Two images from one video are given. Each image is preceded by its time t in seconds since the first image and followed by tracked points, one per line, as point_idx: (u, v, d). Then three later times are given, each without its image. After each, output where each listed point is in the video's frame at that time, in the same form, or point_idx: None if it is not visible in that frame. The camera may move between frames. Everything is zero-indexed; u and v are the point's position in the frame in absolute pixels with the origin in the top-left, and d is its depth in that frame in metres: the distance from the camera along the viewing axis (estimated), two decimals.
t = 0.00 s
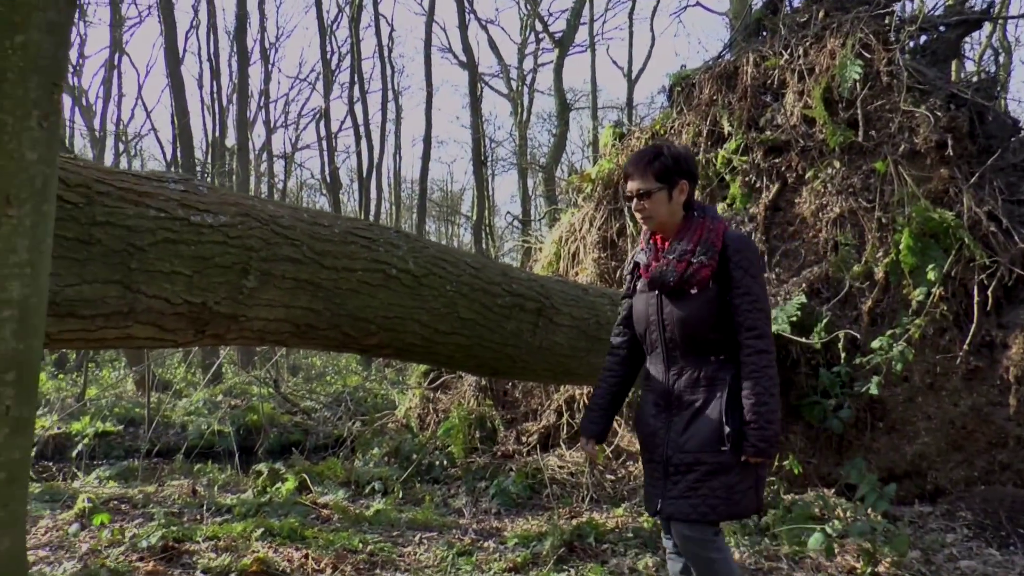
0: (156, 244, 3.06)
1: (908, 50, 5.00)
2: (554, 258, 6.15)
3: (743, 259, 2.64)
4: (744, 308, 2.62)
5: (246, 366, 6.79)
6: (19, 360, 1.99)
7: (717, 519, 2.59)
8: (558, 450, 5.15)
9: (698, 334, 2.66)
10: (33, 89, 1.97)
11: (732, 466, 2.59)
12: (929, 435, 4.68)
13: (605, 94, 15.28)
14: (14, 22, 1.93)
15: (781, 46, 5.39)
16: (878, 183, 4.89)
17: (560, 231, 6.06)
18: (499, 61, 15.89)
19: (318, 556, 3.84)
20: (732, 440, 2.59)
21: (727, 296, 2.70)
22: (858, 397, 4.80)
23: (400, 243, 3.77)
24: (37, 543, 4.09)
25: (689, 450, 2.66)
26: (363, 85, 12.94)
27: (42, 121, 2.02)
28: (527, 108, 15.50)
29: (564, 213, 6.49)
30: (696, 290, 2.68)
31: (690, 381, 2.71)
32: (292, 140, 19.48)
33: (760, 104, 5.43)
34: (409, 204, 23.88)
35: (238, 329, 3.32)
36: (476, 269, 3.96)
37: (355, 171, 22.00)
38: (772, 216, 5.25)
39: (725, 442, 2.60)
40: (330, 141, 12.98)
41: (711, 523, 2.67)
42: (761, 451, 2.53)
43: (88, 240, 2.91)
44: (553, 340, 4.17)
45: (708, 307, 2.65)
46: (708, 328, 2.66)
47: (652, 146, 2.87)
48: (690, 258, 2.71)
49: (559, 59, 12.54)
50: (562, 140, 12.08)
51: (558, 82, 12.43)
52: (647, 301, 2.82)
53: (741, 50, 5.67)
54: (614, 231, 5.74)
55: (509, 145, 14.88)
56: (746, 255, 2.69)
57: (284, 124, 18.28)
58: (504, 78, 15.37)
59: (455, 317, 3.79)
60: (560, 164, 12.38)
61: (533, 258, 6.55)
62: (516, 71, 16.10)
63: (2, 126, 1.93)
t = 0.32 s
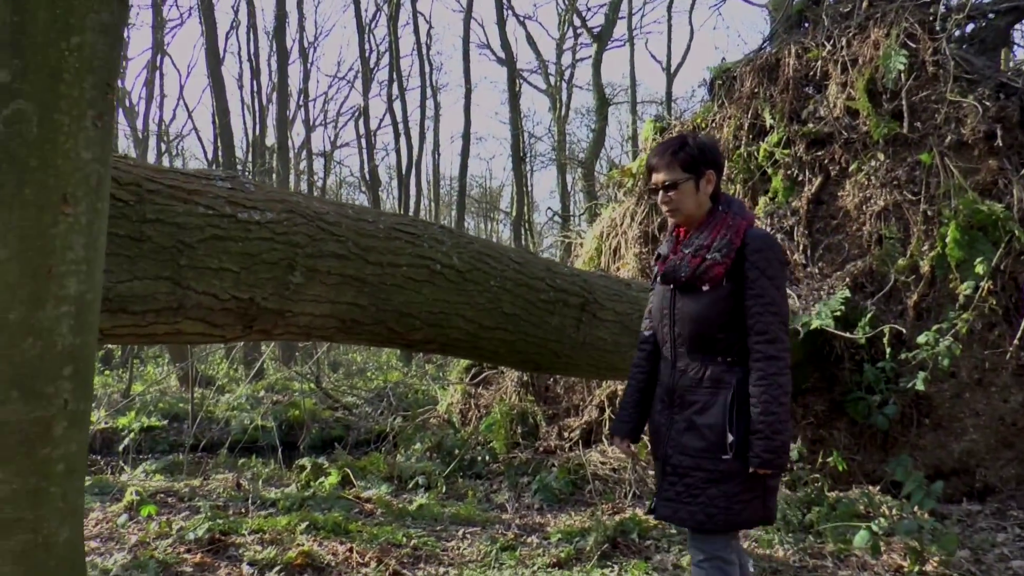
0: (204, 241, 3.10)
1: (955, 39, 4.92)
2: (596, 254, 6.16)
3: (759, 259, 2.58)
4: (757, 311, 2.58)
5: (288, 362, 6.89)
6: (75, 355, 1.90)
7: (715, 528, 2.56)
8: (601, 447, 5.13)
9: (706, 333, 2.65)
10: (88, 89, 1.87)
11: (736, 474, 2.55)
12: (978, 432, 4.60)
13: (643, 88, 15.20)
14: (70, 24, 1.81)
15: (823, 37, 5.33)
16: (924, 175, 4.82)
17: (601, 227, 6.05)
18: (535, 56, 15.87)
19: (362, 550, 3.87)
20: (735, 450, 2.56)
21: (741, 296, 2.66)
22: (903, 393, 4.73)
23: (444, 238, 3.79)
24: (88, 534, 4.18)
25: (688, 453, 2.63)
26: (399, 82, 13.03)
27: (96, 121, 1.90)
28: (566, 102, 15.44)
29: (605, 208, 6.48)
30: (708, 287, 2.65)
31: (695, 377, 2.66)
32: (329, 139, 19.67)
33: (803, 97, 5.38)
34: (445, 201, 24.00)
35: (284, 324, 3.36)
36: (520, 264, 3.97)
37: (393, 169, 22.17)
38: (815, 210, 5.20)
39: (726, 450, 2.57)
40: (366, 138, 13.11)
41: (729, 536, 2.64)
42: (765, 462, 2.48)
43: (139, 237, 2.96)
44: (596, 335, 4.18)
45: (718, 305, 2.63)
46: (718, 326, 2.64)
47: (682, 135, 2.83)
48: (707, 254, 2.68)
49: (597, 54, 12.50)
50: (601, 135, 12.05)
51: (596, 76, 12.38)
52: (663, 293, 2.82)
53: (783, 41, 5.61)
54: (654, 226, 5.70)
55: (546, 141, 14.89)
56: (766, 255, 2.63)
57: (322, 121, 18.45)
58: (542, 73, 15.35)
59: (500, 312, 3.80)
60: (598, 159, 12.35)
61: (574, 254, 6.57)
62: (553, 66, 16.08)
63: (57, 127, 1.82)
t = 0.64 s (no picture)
0: (249, 236, 3.14)
1: (1005, 26, 4.78)
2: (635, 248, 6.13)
3: (783, 254, 2.51)
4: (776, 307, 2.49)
5: (328, 357, 6.96)
6: (125, 348, 2.06)
7: (714, 527, 2.53)
8: (640, 441, 5.15)
9: (723, 325, 2.64)
10: (137, 89, 1.97)
11: (739, 476, 2.52)
12: None
13: (682, 81, 15.05)
14: (121, 24, 1.91)
15: (865, 28, 5.25)
16: (969, 166, 4.73)
17: (640, 221, 6.03)
18: (572, 51, 15.79)
19: (402, 544, 3.91)
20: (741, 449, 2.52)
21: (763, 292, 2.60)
22: (948, 389, 4.64)
23: (485, 233, 3.80)
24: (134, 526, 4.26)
25: (695, 448, 2.62)
26: (436, 79, 13.07)
27: (145, 118, 2.02)
28: (604, 97, 15.34)
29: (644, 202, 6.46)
30: (729, 279, 2.63)
31: (711, 372, 2.65)
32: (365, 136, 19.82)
33: (843, 88, 5.32)
34: (480, 198, 24.04)
35: (328, 319, 3.39)
36: (561, 258, 3.98)
37: (430, 166, 22.25)
38: (856, 203, 5.14)
39: (732, 448, 2.54)
40: (403, 135, 13.19)
41: (755, 539, 2.56)
42: (754, 464, 2.40)
43: (184, 233, 3.01)
44: (636, 330, 4.18)
45: (738, 298, 2.60)
46: (736, 321, 2.61)
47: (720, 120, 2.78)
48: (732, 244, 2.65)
49: (635, 48, 12.42)
50: (639, 129, 11.97)
51: (634, 70, 12.29)
52: (689, 280, 2.84)
53: (824, 32, 5.55)
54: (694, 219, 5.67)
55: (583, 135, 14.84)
56: (793, 251, 2.55)
57: (359, 118, 18.60)
58: (581, 67, 15.28)
59: (541, 306, 3.81)
60: (637, 153, 12.27)
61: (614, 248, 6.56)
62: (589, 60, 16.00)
63: (106, 124, 1.94)
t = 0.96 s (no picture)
0: (281, 232, 3.16)
1: None
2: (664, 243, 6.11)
3: (793, 254, 2.49)
4: (789, 307, 2.47)
5: (357, 353, 7.01)
6: (160, 343, 2.22)
7: (734, 527, 2.51)
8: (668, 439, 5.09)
9: (729, 328, 2.63)
10: (171, 86, 2.16)
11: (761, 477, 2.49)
12: None
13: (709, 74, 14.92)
14: (156, 22, 2.09)
15: (896, 18, 5.18)
16: (1003, 158, 4.66)
17: (668, 216, 6.02)
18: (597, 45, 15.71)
19: (433, 538, 3.93)
20: (757, 449, 2.50)
21: (773, 291, 2.58)
22: (981, 383, 4.58)
23: (516, 228, 3.81)
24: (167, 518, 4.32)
25: (710, 450, 2.59)
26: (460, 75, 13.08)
27: (179, 116, 2.20)
28: (630, 91, 15.26)
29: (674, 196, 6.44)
30: (737, 280, 2.61)
31: (718, 373, 2.63)
32: (390, 134, 19.91)
33: (874, 80, 5.26)
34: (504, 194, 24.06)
35: (359, 314, 3.41)
36: (592, 253, 3.98)
37: (456, 162, 22.32)
38: (887, 196, 5.10)
39: (747, 450, 2.51)
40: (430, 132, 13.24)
41: (777, 536, 2.53)
42: (787, 469, 2.36)
43: (217, 229, 3.03)
44: (668, 325, 4.17)
45: (747, 299, 2.59)
46: (743, 323, 2.60)
47: (717, 117, 2.72)
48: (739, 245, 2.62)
49: (662, 41, 12.34)
50: (666, 123, 11.90)
51: (661, 63, 12.19)
52: (693, 280, 2.81)
53: (854, 23, 5.49)
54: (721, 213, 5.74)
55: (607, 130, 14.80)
56: (801, 250, 2.53)
57: (386, 114, 18.68)
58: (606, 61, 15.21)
59: (572, 301, 3.82)
60: (664, 147, 12.20)
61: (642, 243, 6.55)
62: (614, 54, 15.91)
63: (144, 122, 2.12)
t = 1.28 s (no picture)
0: (309, 229, 3.18)
1: None
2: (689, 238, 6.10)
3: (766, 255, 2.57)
4: (766, 306, 2.54)
5: (380, 348, 7.05)
6: (191, 339, 2.25)
7: (727, 525, 2.56)
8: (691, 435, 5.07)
9: (704, 330, 2.61)
10: (202, 85, 2.17)
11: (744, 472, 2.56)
12: None
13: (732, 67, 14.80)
14: (186, 22, 2.11)
15: (923, 10, 5.13)
16: None
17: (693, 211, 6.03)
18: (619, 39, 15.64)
19: (458, 534, 3.94)
20: (742, 445, 2.54)
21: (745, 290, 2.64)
22: (1010, 379, 4.52)
23: (542, 224, 3.81)
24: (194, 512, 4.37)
25: (694, 452, 2.60)
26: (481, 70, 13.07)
27: (209, 114, 2.21)
28: (652, 84, 15.17)
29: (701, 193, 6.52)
30: (711, 284, 2.60)
31: (695, 375, 2.63)
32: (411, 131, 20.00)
33: (900, 73, 5.23)
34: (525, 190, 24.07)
35: (386, 309, 3.43)
36: (617, 248, 4.00)
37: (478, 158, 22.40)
38: (913, 189, 5.06)
39: (733, 446, 2.55)
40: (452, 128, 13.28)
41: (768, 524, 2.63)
42: (781, 459, 2.42)
43: (247, 225, 3.05)
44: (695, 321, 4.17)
45: (722, 302, 2.59)
46: (718, 324, 2.60)
47: (675, 121, 2.69)
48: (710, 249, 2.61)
49: (685, 35, 12.26)
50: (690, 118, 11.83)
51: (684, 57, 12.09)
52: (656, 286, 2.75)
53: (880, 16, 5.45)
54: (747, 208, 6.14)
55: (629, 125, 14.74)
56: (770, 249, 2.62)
57: (407, 111, 18.76)
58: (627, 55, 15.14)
59: (597, 297, 3.84)
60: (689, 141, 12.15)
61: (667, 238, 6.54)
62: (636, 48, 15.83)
63: (176, 121, 2.14)
